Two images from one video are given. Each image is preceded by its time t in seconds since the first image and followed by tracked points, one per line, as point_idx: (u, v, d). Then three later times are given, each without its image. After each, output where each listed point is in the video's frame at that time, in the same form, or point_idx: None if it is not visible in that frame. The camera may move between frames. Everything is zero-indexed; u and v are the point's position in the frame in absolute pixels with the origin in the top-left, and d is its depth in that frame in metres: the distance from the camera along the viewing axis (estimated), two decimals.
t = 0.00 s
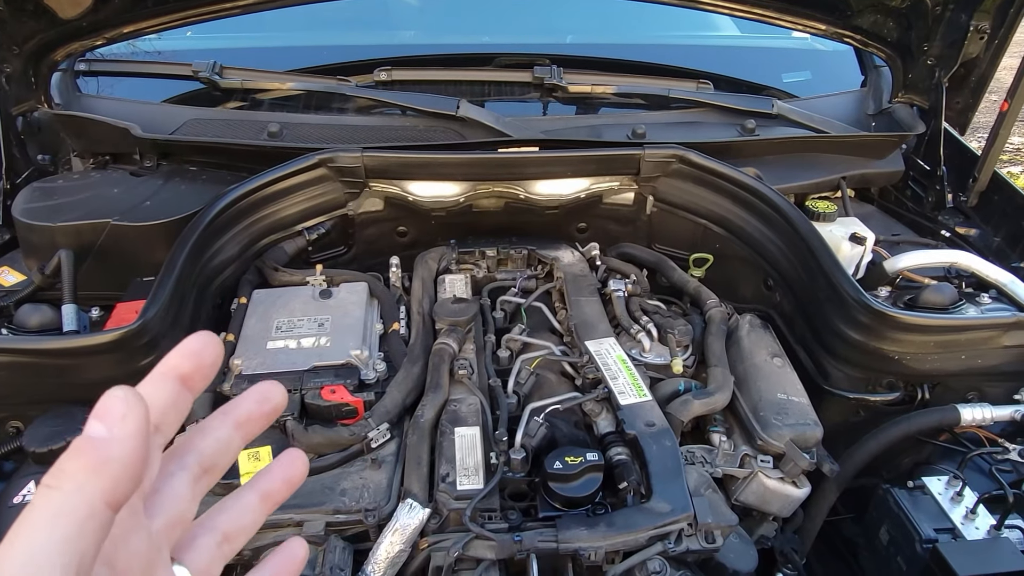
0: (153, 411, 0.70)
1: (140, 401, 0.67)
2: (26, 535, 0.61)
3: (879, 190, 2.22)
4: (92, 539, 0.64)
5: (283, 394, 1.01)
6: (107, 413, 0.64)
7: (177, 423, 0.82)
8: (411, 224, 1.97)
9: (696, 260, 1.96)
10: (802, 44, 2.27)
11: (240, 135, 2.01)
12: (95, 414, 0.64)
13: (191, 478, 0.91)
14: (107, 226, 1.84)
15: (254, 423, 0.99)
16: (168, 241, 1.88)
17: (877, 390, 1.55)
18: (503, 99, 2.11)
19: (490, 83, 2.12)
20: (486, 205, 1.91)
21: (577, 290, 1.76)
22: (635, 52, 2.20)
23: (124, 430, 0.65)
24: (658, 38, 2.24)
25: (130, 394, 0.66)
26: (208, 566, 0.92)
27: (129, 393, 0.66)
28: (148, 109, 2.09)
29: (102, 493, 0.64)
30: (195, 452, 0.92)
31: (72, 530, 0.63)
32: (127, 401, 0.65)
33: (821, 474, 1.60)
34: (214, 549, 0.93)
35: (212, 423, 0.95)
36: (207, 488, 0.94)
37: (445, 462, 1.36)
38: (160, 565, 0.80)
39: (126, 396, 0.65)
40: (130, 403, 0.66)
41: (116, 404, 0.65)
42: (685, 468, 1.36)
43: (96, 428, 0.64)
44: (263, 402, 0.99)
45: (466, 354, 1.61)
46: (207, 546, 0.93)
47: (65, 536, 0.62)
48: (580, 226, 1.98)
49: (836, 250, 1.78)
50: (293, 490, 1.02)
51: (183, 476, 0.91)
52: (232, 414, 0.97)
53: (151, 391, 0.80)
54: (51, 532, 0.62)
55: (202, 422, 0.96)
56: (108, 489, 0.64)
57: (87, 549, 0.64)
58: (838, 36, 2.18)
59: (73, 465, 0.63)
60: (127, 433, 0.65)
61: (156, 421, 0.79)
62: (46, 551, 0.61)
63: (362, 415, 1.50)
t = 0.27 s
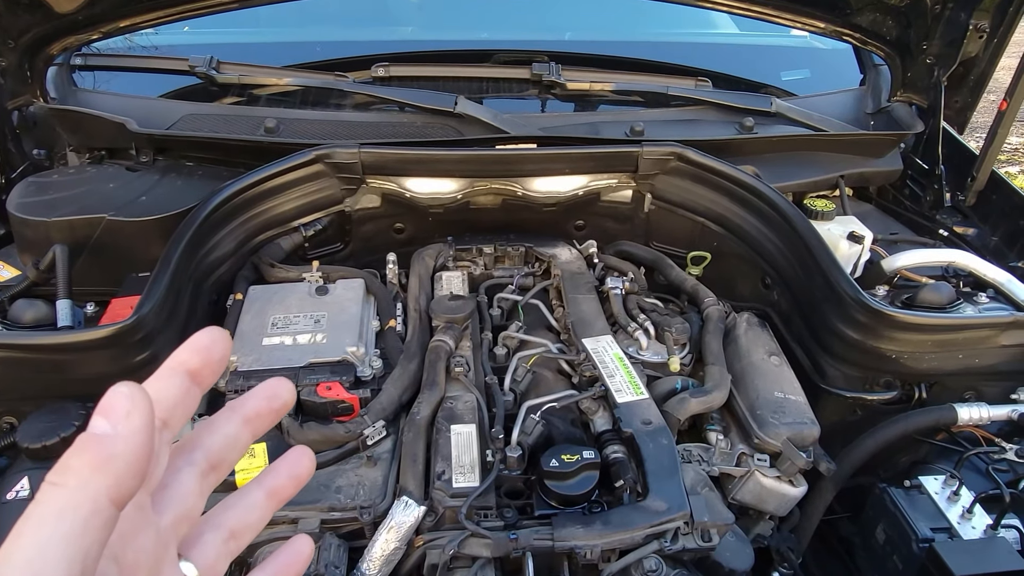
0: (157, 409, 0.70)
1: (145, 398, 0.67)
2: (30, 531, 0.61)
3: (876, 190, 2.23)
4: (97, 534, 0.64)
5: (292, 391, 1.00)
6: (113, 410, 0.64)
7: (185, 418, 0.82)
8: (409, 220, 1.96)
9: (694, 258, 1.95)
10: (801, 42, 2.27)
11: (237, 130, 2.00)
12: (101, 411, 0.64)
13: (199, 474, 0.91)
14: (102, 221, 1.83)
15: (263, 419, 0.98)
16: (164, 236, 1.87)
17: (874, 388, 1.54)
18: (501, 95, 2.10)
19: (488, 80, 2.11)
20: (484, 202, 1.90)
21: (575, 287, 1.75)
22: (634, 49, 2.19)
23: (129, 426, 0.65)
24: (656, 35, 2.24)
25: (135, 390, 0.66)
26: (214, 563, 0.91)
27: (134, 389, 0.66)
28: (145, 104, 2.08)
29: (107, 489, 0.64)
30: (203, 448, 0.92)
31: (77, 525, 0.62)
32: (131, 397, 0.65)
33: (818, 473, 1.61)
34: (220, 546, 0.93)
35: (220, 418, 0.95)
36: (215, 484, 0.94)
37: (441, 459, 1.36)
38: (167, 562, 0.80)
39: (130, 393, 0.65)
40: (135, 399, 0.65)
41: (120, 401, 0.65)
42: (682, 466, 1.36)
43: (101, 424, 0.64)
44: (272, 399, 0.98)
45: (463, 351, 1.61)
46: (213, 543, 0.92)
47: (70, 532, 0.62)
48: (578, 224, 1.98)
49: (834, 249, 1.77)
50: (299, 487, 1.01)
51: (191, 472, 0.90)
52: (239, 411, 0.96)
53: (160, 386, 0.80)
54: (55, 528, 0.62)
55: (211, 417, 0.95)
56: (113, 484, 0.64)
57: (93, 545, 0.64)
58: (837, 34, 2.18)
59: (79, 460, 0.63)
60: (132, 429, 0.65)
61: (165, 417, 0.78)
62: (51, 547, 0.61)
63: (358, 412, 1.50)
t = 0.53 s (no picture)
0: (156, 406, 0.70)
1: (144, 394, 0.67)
2: (28, 528, 0.61)
3: (875, 189, 2.22)
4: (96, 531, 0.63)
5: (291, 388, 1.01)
6: (112, 407, 0.64)
7: (185, 416, 0.82)
8: (407, 218, 1.95)
9: (692, 256, 1.95)
10: (801, 41, 2.28)
11: (235, 127, 2.00)
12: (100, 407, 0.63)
13: (197, 471, 0.91)
14: (100, 218, 1.83)
15: (262, 417, 0.98)
16: (161, 233, 1.87)
17: (872, 388, 1.55)
18: (500, 93, 2.10)
19: (487, 78, 2.11)
20: (482, 200, 1.90)
21: (573, 286, 1.75)
22: (633, 47, 2.19)
23: (128, 423, 0.64)
24: (656, 33, 2.23)
25: (135, 387, 0.65)
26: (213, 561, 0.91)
27: (133, 385, 0.66)
28: (142, 100, 2.07)
29: (107, 485, 0.63)
30: (201, 446, 0.92)
31: (75, 522, 0.62)
32: (131, 394, 0.65)
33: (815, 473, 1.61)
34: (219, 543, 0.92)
35: (217, 416, 0.95)
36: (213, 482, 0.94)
37: (438, 458, 1.35)
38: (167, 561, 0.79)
39: (130, 389, 0.65)
40: (134, 395, 0.65)
41: (119, 397, 0.64)
42: (679, 465, 1.36)
43: (100, 421, 0.63)
44: (270, 397, 0.99)
45: (461, 349, 1.60)
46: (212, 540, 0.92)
47: (68, 530, 0.61)
48: (576, 222, 1.97)
49: (833, 248, 1.77)
50: (297, 484, 1.01)
51: (190, 469, 0.90)
52: (238, 409, 0.96)
53: (161, 383, 0.80)
54: (52, 525, 0.61)
55: (209, 415, 0.96)
56: (111, 482, 0.64)
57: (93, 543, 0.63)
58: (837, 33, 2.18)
59: (78, 458, 0.62)
60: (131, 426, 0.64)
61: (165, 415, 0.79)
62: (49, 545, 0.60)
63: (355, 411, 1.49)
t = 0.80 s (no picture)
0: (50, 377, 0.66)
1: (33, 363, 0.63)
2: None
3: (874, 185, 2.21)
4: None
5: (246, 330, 1.02)
6: None
7: (112, 366, 0.85)
8: (404, 215, 1.94)
9: (690, 253, 1.94)
10: (800, 37, 2.26)
11: (231, 123, 1.98)
12: None
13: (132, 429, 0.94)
14: (94, 214, 1.81)
15: (209, 363, 1.00)
16: (156, 230, 1.86)
17: (870, 385, 1.54)
18: (498, 89, 2.08)
19: (484, 74, 2.09)
20: (480, 196, 1.89)
21: (570, 283, 1.74)
22: (632, 43, 2.18)
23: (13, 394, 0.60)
24: (655, 28, 2.22)
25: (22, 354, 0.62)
26: (154, 521, 0.95)
27: (21, 353, 0.62)
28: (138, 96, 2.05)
29: None
30: (138, 399, 0.95)
31: None
32: (15, 361, 0.61)
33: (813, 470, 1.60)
34: (160, 504, 0.96)
35: (161, 365, 0.97)
36: (152, 439, 0.97)
37: (434, 456, 1.34)
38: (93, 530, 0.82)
39: (15, 356, 0.61)
40: (20, 363, 0.62)
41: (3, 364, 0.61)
42: (677, 463, 1.35)
43: None
44: (219, 342, 1.00)
45: (457, 346, 1.59)
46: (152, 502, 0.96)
47: None
48: (574, 219, 1.96)
49: (831, 245, 1.76)
50: (248, 435, 1.04)
51: (123, 427, 0.93)
52: (182, 355, 0.98)
53: (80, 333, 0.82)
54: None
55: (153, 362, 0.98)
56: None
57: None
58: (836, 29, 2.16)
59: None
60: (16, 401, 0.61)
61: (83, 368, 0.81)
62: None
63: (351, 408, 1.48)
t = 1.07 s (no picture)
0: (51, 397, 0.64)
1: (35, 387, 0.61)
2: None
3: (870, 184, 2.21)
4: None
5: (240, 358, 1.01)
6: None
7: (113, 392, 0.84)
8: (400, 216, 1.94)
9: (686, 253, 1.94)
10: (795, 35, 2.25)
11: (226, 124, 1.98)
12: None
13: (130, 454, 0.93)
14: (89, 217, 1.81)
15: (208, 390, 0.99)
16: (152, 232, 1.85)
17: (866, 384, 1.54)
18: (494, 89, 2.08)
19: (480, 74, 2.09)
20: (476, 197, 1.89)
21: (567, 283, 1.74)
22: (627, 42, 2.18)
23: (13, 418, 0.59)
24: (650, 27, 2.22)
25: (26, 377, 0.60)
26: (149, 545, 0.94)
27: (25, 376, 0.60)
28: (132, 97, 2.05)
29: None
30: (135, 425, 0.94)
31: None
32: (18, 384, 0.59)
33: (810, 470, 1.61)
34: (157, 529, 0.96)
35: (159, 391, 0.96)
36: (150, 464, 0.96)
37: (431, 457, 1.35)
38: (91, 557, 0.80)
39: (18, 379, 0.60)
40: (23, 386, 0.60)
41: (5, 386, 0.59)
42: (673, 463, 1.35)
43: None
44: (217, 368, 0.99)
45: (454, 348, 1.60)
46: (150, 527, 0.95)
47: None
48: (570, 219, 1.96)
49: (827, 244, 1.77)
50: (244, 460, 1.04)
51: (121, 452, 0.92)
52: (180, 382, 0.97)
53: (83, 358, 0.81)
54: None
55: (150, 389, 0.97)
56: None
57: None
58: (831, 28, 2.17)
59: None
60: (18, 422, 0.59)
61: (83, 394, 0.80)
62: None
63: (348, 410, 1.48)
